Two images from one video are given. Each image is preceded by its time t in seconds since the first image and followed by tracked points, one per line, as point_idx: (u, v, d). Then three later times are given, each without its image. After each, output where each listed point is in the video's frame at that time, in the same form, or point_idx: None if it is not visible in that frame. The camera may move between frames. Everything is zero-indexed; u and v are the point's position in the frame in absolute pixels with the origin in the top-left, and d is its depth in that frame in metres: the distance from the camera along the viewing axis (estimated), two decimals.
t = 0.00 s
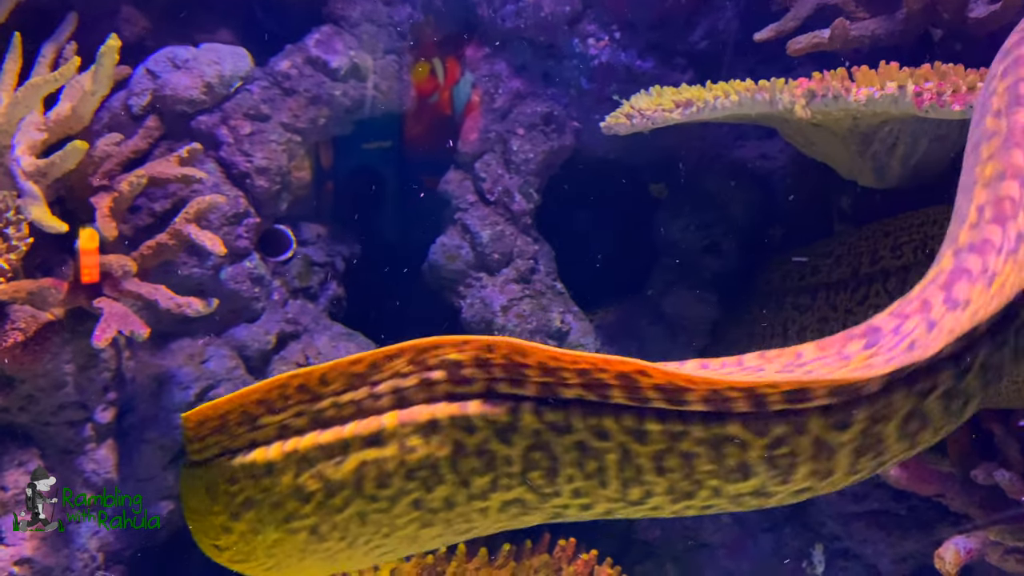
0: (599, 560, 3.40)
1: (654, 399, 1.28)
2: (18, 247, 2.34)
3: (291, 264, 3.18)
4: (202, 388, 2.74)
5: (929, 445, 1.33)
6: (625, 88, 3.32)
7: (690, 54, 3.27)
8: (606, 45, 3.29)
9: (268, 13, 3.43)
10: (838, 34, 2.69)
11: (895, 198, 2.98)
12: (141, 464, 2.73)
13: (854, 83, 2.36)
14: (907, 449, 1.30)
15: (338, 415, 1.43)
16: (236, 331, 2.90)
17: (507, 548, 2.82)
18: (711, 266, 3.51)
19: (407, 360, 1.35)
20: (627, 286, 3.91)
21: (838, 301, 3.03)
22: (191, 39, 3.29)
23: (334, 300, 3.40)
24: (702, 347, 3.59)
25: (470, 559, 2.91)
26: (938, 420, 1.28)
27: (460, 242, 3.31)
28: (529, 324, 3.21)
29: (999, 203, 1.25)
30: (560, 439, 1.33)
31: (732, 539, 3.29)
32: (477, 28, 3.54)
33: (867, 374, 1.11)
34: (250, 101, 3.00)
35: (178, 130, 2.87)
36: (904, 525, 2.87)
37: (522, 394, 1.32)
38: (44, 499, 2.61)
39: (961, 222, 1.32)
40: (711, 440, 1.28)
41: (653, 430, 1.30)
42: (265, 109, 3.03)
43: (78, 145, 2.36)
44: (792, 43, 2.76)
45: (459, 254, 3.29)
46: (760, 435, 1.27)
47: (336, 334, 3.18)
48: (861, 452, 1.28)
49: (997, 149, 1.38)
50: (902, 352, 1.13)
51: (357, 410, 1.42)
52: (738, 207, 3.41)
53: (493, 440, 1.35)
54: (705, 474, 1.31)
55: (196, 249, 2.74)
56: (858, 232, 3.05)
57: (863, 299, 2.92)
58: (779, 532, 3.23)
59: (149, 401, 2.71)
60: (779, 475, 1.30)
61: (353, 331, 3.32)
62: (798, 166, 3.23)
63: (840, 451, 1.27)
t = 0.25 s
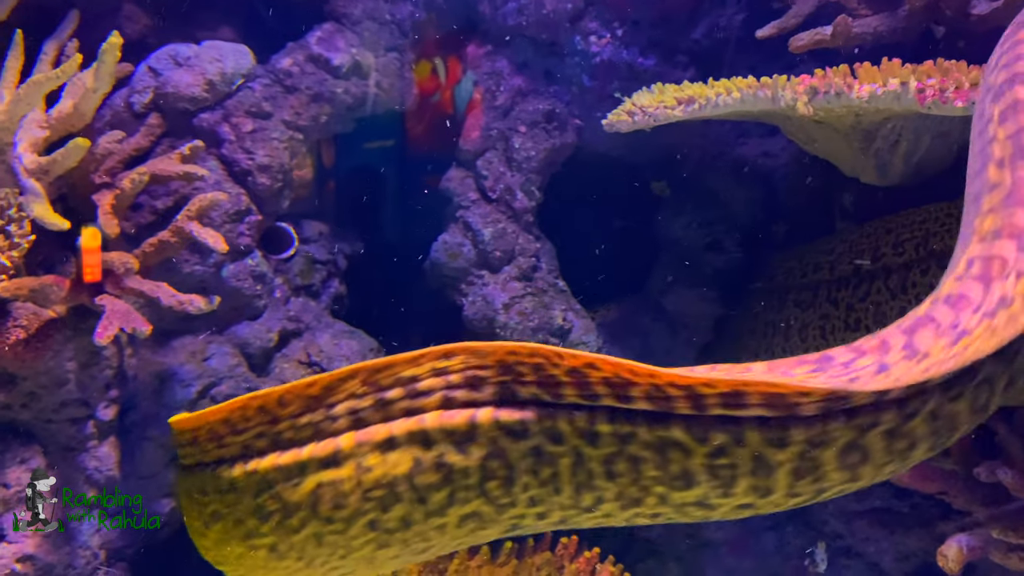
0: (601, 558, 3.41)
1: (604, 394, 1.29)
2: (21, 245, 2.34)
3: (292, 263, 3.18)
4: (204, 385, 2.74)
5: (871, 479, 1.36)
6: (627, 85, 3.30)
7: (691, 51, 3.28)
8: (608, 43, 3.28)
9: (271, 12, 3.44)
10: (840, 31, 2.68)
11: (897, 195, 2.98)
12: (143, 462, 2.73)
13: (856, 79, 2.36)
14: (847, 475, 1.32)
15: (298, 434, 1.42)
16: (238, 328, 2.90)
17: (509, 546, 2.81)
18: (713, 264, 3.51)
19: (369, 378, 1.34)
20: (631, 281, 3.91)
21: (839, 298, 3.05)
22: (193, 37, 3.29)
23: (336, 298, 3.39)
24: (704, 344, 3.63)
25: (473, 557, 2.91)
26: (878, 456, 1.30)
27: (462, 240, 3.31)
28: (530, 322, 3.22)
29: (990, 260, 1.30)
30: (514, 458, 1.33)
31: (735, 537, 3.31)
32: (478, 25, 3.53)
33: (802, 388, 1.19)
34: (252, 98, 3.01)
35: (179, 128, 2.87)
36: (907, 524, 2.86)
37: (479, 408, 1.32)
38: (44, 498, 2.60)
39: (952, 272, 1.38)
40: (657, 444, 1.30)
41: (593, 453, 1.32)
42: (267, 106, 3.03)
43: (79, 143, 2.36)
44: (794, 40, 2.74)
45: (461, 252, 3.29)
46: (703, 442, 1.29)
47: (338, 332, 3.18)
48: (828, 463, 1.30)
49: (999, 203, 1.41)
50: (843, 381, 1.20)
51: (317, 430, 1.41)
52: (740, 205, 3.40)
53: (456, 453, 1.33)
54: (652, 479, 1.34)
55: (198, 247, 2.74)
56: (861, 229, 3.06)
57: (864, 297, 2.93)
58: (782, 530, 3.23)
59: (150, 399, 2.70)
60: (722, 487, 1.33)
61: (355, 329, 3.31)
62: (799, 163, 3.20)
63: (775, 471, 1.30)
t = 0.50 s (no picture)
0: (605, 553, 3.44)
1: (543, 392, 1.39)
2: (25, 241, 2.35)
3: (295, 260, 3.19)
4: (209, 380, 2.76)
5: (790, 506, 1.42)
6: (631, 82, 3.31)
7: (694, 47, 3.28)
8: (611, 39, 3.29)
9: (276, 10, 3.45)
10: (844, 26, 2.68)
11: (901, 191, 2.98)
12: (148, 457, 2.74)
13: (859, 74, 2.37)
14: (765, 498, 1.40)
15: (247, 459, 1.55)
16: (243, 324, 2.91)
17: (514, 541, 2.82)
18: (715, 261, 3.49)
19: (306, 410, 1.47)
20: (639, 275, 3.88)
21: (842, 294, 3.05)
22: (197, 34, 3.29)
23: (339, 294, 3.39)
24: (706, 340, 3.56)
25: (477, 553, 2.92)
26: (792, 483, 1.37)
27: (466, 236, 3.31)
28: (533, 318, 3.22)
29: (950, 330, 1.36)
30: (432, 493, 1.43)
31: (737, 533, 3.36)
32: (482, 22, 3.53)
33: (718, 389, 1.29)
34: (256, 95, 2.99)
35: (182, 124, 2.88)
36: (910, 520, 2.86)
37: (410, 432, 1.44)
38: (44, 499, 2.58)
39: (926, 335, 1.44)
40: (591, 449, 1.39)
41: (529, 464, 1.40)
42: (270, 103, 3.03)
43: (84, 139, 2.39)
44: (797, 36, 2.75)
45: (464, 248, 3.29)
46: (633, 446, 1.38)
47: (342, 328, 3.18)
48: (747, 482, 1.37)
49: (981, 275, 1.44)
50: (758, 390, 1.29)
51: (262, 458, 1.54)
52: (743, 202, 3.40)
53: (391, 480, 1.44)
54: (588, 487, 1.42)
55: (202, 243, 2.74)
56: (862, 227, 3.07)
57: (865, 293, 2.94)
58: (785, 526, 3.25)
59: (155, 396, 2.73)
60: (649, 497, 1.42)
61: (359, 326, 3.31)
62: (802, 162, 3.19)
63: (701, 481, 1.38)
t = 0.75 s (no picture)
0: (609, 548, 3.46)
1: (483, 410, 1.36)
2: (31, 236, 2.35)
3: (299, 255, 3.19)
4: (214, 376, 2.76)
5: (716, 522, 1.37)
6: (635, 77, 3.31)
7: (698, 43, 3.26)
8: (615, 35, 3.29)
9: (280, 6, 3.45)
10: (847, 21, 2.72)
11: (904, 185, 2.99)
12: (154, 452, 2.76)
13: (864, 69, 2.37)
14: (694, 511, 1.35)
15: (203, 475, 1.52)
16: (248, 320, 2.92)
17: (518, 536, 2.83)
18: (720, 257, 3.49)
19: (248, 438, 1.42)
20: (642, 270, 3.89)
21: (845, 289, 3.07)
22: (201, 30, 3.30)
23: (344, 290, 3.40)
24: (710, 336, 3.57)
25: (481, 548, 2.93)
26: (717, 496, 1.32)
27: (469, 232, 3.32)
28: (537, 314, 3.22)
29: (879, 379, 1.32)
30: (372, 523, 1.39)
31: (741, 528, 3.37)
32: (484, 19, 3.50)
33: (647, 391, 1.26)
34: (260, 91, 3.00)
35: (187, 120, 2.88)
36: (914, 515, 2.86)
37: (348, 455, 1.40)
38: (44, 498, 2.59)
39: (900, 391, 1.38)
40: (533, 463, 1.33)
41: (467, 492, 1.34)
42: (275, 99, 3.04)
43: (89, 135, 2.41)
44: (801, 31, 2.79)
45: (468, 244, 3.30)
46: (573, 458, 1.32)
47: (346, 324, 3.19)
48: (677, 493, 1.33)
49: (945, 335, 1.37)
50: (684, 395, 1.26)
51: (214, 476, 1.51)
52: (747, 197, 3.41)
53: (331, 513, 1.41)
54: (529, 506, 1.35)
55: (207, 238, 2.75)
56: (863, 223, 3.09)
57: (867, 289, 2.95)
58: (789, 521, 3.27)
59: (160, 389, 2.72)
60: (589, 511, 1.36)
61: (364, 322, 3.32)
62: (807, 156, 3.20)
63: (633, 492, 1.33)
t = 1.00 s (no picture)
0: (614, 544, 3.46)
1: (417, 445, 1.46)
2: (39, 230, 2.37)
3: (304, 251, 3.20)
4: (220, 370, 2.76)
5: (650, 535, 1.50)
6: (639, 72, 3.33)
7: (702, 38, 3.29)
8: (619, 30, 3.30)
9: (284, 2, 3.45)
10: (853, 15, 2.71)
11: (909, 180, 2.98)
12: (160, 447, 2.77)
13: (868, 62, 2.37)
14: (631, 525, 1.46)
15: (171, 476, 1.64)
16: (253, 315, 2.92)
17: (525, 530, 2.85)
18: (724, 253, 3.49)
19: (200, 459, 1.50)
20: (649, 266, 3.90)
21: (849, 284, 3.07)
22: (207, 26, 3.30)
23: (348, 286, 3.39)
24: (714, 331, 3.55)
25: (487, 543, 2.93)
26: (652, 509, 1.44)
27: (473, 228, 3.33)
28: (542, 309, 3.21)
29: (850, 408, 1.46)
30: (336, 542, 1.49)
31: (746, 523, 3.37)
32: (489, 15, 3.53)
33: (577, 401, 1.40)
34: (265, 86, 3.01)
35: (193, 115, 2.89)
36: (918, 510, 2.86)
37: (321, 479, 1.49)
38: (44, 499, 2.61)
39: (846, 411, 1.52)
40: (472, 493, 1.43)
41: (408, 522, 1.45)
42: (280, 94, 3.04)
43: (96, 130, 2.41)
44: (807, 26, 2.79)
45: (472, 239, 3.31)
46: (512, 483, 1.41)
47: (351, 319, 3.16)
48: (613, 508, 1.44)
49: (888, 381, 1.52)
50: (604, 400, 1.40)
51: (178, 488, 1.63)
52: (751, 193, 3.41)
53: (286, 531, 1.51)
54: (467, 538, 1.45)
55: (212, 233, 2.76)
56: (866, 217, 3.07)
57: (871, 284, 2.95)
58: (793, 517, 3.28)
59: (166, 387, 2.76)
60: (527, 538, 1.45)
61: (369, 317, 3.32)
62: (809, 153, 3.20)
63: (574, 510, 1.43)
